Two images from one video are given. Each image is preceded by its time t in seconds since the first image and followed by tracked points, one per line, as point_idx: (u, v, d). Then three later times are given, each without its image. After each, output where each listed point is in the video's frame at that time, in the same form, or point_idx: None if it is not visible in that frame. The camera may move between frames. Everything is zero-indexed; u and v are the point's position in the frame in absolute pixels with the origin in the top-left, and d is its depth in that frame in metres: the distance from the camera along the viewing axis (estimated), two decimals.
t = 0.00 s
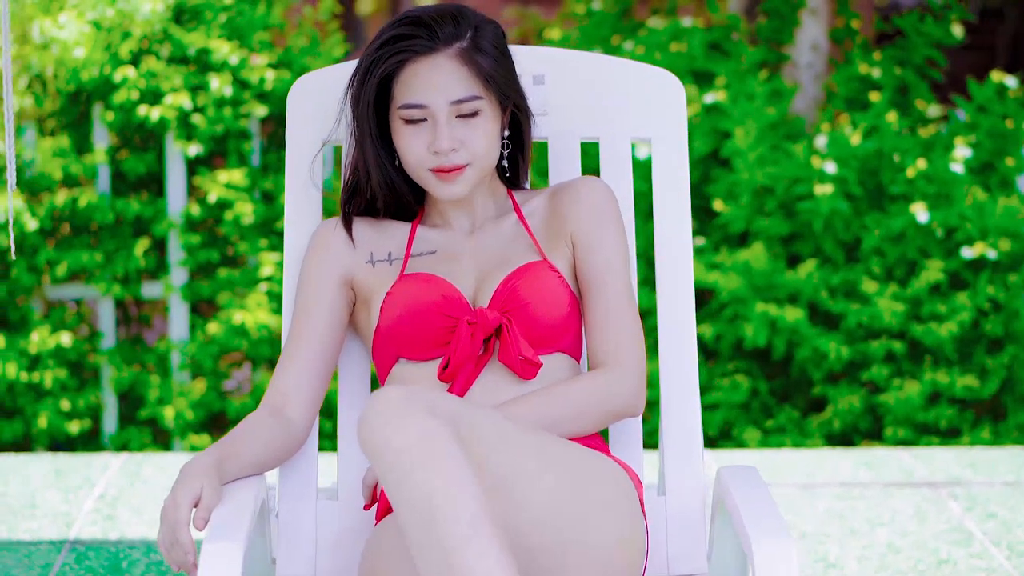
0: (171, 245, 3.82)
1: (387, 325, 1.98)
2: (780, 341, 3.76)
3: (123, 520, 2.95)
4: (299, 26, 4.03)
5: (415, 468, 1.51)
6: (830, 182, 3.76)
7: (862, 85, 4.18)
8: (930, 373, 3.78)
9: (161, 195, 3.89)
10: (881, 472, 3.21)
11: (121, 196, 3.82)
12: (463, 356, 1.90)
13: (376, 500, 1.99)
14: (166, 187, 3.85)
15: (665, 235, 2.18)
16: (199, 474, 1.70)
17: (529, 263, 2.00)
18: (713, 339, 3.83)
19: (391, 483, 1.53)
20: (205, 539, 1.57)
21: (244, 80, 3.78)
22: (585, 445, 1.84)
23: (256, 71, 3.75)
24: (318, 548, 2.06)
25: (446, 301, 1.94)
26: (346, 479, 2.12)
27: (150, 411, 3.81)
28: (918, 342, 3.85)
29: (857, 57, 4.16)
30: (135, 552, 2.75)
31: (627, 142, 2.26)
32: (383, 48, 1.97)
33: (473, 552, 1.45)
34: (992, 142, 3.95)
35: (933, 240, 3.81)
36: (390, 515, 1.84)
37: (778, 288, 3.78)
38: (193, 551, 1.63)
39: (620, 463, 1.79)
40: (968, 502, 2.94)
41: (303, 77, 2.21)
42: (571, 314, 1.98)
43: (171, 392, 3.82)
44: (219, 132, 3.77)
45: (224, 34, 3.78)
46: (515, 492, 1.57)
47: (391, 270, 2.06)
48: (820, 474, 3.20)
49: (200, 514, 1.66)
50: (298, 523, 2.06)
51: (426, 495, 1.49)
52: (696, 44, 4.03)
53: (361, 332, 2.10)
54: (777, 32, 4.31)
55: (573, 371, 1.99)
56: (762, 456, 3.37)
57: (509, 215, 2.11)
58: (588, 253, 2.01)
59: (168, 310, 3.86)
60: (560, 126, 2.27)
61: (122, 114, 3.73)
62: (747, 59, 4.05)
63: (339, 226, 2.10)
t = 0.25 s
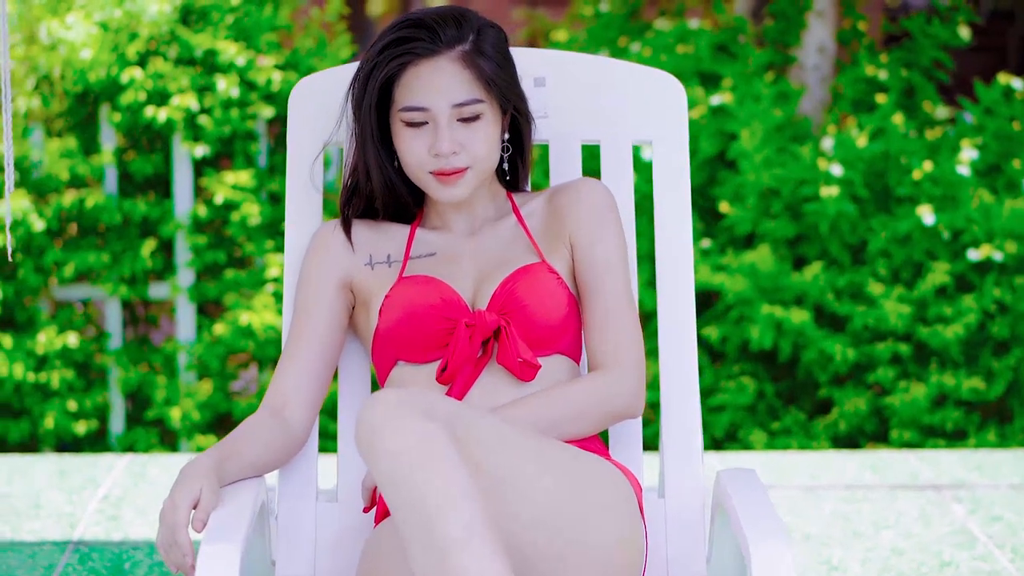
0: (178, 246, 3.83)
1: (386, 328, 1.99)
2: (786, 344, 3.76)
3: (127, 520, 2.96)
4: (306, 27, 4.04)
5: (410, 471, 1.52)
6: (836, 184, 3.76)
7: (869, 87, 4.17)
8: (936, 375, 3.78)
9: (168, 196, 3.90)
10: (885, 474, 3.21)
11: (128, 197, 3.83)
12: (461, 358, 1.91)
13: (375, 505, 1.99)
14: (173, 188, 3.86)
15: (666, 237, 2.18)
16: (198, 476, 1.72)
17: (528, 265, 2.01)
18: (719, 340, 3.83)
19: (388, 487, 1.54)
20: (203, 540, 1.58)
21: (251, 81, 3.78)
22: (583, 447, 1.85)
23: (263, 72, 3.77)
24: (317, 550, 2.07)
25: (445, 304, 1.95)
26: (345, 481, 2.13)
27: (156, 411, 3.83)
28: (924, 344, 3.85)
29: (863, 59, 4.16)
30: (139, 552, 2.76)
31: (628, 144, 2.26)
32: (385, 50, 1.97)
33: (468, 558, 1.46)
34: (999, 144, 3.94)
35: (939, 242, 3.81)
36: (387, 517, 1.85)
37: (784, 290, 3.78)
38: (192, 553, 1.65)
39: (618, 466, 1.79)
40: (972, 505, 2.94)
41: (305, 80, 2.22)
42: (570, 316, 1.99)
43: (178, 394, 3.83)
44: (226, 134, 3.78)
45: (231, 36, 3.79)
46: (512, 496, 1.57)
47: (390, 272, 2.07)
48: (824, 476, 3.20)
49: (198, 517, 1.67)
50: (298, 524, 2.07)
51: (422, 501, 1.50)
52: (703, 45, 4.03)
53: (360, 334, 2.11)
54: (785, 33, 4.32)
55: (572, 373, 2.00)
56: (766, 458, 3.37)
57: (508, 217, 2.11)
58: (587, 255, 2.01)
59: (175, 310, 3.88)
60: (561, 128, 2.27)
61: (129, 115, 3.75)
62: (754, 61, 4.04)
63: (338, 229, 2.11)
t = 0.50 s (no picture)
0: (187, 247, 3.85)
1: (387, 330, 2.00)
2: (793, 345, 3.76)
3: (134, 521, 2.97)
4: (315, 28, 4.05)
5: (409, 471, 1.52)
6: (844, 186, 3.76)
7: (877, 88, 4.17)
8: (943, 377, 3.78)
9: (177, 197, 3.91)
10: (891, 476, 3.21)
11: (137, 198, 3.85)
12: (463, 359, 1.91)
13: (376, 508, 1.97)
14: (182, 189, 3.88)
15: (668, 239, 2.18)
16: (198, 476, 1.72)
17: (529, 265, 2.02)
18: (726, 341, 3.83)
19: (389, 488, 1.55)
20: (202, 540, 1.59)
21: (259, 82, 3.80)
22: (584, 448, 1.85)
23: (272, 73, 3.78)
24: (318, 550, 2.08)
25: (446, 304, 1.95)
26: (347, 482, 2.14)
27: (165, 411, 3.84)
28: (931, 345, 3.84)
29: (871, 60, 4.16)
30: (144, 553, 2.78)
31: (631, 145, 2.27)
32: (389, 52, 1.98)
33: (464, 562, 1.47)
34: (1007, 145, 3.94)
35: (947, 243, 3.81)
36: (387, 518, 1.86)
37: (792, 291, 3.78)
38: (192, 554, 1.67)
39: (620, 468, 1.80)
40: (978, 506, 2.94)
41: (309, 81, 2.22)
42: (571, 317, 1.99)
43: (186, 394, 3.84)
44: (235, 134, 3.79)
45: (240, 36, 3.80)
46: (511, 499, 1.58)
47: (391, 273, 2.08)
48: (829, 477, 3.20)
49: (198, 518, 1.68)
50: (299, 525, 2.08)
51: (420, 504, 1.51)
52: (711, 46, 4.04)
53: (362, 334, 2.11)
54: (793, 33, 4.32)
55: (574, 374, 2.00)
56: (772, 459, 3.38)
57: (509, 217, 2.12)
58: (588, 256, 2.02)
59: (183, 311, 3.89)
60: (563, 129, 2.28)
61: (137, 115, 3.77)
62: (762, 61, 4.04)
63: (339, 230, 2.12)
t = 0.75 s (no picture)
0: (196, 247, 3.86)
1: (391, 329, 2.01)
2: (801, 346, 3.76)
3: (140, 521, 2.99)
4: (324, 28, 4.06)
5: (409, 471, 1.53)
6: (852, 187, 3.76)
7: (885, 89, 4.16)
8: (952, 378, 3.77)
9: (186, 197, 3.92)
10: (898, 477, 3.20)
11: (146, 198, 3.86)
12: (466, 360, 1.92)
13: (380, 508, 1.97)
14: (191, 189, 3.89)
15: (671, 240, 2.18)
16: (200, 477, 1.73)
17: (532, 266, 2.02)
18: (734, 343, 3.83)
19: (389, 488, 1.55)
20: (203, 542, 1.60)
21: (268, 83, 3.81)
22: (586, 449, 1.86)
23: (281, 73, 3.79)
24: (320, 550, 2.09)
25: (450, 305, 1.96)
26: (349, 482, 2.14)
27: (174, 412, 3.85)
28: (940, 346, 3.84)
29: (880, 61, 4.15)
30: (149, 553, 2.79)
31: (635, 147, 2.27)
32: (395, 52, 1.99)
33: (462, 565, 1.48)
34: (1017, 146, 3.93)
35: (956, 244, 3.80)
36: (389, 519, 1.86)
37: (800, 292, 3.77)
38: (194, 555, 1.67)
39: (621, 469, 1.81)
40: (984, 508, 2.94)
41: (314, 82, 2.23)
42: (574, 317, 2.00)
43: (195, 394, 3.86)
44: (244, 135, 3.80)
45: (249, 37, 3.81)
46: (511, 499, 1.58)
47: (394, 273, 2.08)
48: (836, 479, 3.20)
49: (199, 519, 1.69)
50: (302, 526, 2.09)
51: (420, 505, 1.52)
52: (719, 47, 4.03)
53: (364, 334, 2.12)
54: (802, 34, 4.29)
55: (577, 374, 2.01)
56: (778, 460, 3.38)
57: (513, 218, 2.13)
58: (592, 257, 2.02)
59: (192, 311, 3.90)
60: (568, 130, 2.28)
61: (146, 116, 3.78)
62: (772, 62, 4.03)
63: (342, 230, 2.12)
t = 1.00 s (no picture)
0: (207, 248, 3.87)
1: (395, 329, 2.02)
2: (811, 347, 3.76)
3: (149, 521, 3.00)
4: (335, 29, 4.08)
5: (408, 472, 1.55)
6: (862, 188, 3.76)
7: (895, 90, 4.16)
8: (961, 380, 3.77)
9: (198, 198, 3.94)
10: (906, 479, 3.20)
11: (157, 199, 3.88)
12: (470, 360, 1.93)
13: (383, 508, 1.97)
14: (202, 190, 3.91)
15: (675, 242, 2.19)
16: (203, 477, 1.77)
17: (537, 267, 2.03)
18: (744, 344, 3.83)
19: (389, 492, 1.57)
20: (205, 543, 1.61)
21: (279, 84, 3.83)
22: (589, 449, 1.87)
23: (291, 74, 3.81)
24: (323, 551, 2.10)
25: (454, 305, 1.97)
26: (353, 484, 2.16)
27: (185, 412, 3.87)
28: (950, 348, 3.84)
29: (891, 63, 4.15)
30: (157, 554, 2.80)
31: (639, 149, 2.28)
32: (403, 54, 2.00)
33: (461, 566, 1.49)
34: None
35: (966, 246, 3.80)
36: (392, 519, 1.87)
37: (810, 293, 3.77)
38: (195, 556, 1.71)
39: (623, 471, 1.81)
40: (993, 510, 2.94)
41: (319, 83, 2.25)
42: (579, 318, 2.01)
43: (206, 395, 3.88)
44: (254, 136, 3.82)
45: (260, 38, 3.83)
46: (510, 500, 1.59)
47: (398, 273, 2.10)
48: (844, 480, 3.20)
49: (201, 520, 1.73)
50: (305, 527, 2.10)
51: (419, 507, 1.53)
52: (729, 48, 4.04)
53: (368, 335, 2.13)
54: (812, 35, 4.32)
55: (581, 375, 2.02)
56: (787, 462, 3.38)
57: (518, 218, 2.15)
58: (596, 258, 2.03)
59: (204, 312, 3.92)
60: (572, 132, 2.29)
61: (157, 117, 3.81)
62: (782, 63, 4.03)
63: (346, 231, 2.14)
